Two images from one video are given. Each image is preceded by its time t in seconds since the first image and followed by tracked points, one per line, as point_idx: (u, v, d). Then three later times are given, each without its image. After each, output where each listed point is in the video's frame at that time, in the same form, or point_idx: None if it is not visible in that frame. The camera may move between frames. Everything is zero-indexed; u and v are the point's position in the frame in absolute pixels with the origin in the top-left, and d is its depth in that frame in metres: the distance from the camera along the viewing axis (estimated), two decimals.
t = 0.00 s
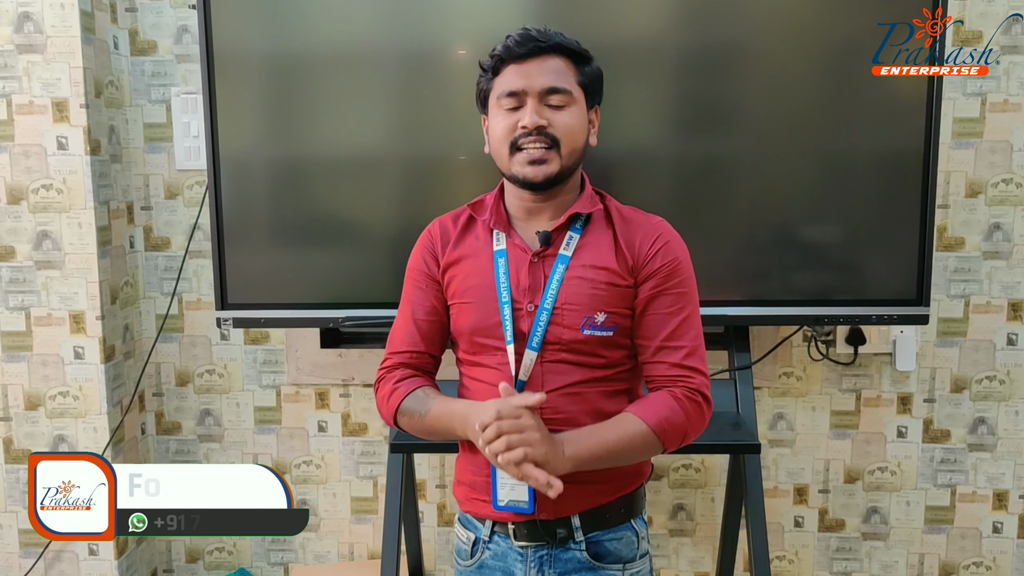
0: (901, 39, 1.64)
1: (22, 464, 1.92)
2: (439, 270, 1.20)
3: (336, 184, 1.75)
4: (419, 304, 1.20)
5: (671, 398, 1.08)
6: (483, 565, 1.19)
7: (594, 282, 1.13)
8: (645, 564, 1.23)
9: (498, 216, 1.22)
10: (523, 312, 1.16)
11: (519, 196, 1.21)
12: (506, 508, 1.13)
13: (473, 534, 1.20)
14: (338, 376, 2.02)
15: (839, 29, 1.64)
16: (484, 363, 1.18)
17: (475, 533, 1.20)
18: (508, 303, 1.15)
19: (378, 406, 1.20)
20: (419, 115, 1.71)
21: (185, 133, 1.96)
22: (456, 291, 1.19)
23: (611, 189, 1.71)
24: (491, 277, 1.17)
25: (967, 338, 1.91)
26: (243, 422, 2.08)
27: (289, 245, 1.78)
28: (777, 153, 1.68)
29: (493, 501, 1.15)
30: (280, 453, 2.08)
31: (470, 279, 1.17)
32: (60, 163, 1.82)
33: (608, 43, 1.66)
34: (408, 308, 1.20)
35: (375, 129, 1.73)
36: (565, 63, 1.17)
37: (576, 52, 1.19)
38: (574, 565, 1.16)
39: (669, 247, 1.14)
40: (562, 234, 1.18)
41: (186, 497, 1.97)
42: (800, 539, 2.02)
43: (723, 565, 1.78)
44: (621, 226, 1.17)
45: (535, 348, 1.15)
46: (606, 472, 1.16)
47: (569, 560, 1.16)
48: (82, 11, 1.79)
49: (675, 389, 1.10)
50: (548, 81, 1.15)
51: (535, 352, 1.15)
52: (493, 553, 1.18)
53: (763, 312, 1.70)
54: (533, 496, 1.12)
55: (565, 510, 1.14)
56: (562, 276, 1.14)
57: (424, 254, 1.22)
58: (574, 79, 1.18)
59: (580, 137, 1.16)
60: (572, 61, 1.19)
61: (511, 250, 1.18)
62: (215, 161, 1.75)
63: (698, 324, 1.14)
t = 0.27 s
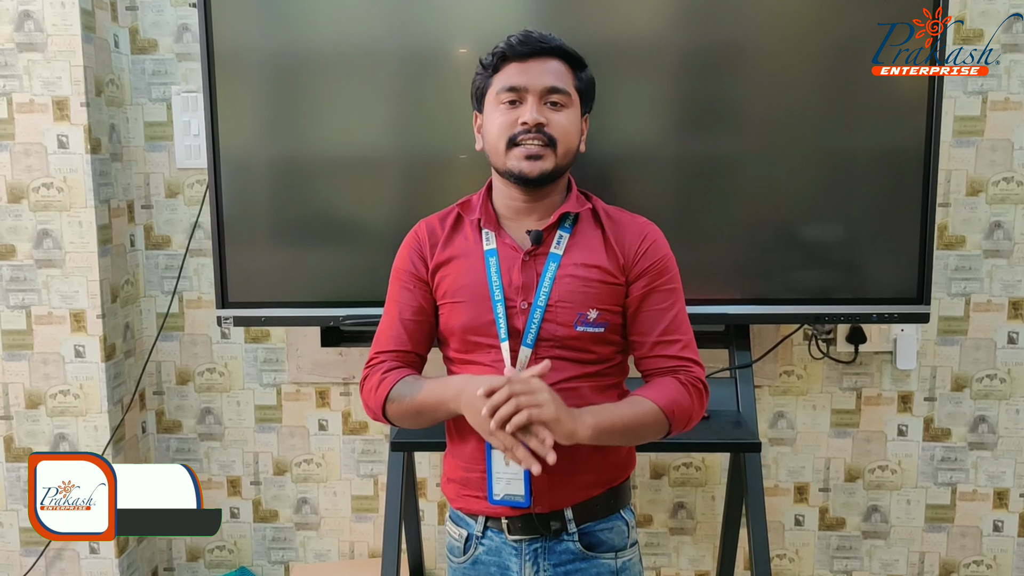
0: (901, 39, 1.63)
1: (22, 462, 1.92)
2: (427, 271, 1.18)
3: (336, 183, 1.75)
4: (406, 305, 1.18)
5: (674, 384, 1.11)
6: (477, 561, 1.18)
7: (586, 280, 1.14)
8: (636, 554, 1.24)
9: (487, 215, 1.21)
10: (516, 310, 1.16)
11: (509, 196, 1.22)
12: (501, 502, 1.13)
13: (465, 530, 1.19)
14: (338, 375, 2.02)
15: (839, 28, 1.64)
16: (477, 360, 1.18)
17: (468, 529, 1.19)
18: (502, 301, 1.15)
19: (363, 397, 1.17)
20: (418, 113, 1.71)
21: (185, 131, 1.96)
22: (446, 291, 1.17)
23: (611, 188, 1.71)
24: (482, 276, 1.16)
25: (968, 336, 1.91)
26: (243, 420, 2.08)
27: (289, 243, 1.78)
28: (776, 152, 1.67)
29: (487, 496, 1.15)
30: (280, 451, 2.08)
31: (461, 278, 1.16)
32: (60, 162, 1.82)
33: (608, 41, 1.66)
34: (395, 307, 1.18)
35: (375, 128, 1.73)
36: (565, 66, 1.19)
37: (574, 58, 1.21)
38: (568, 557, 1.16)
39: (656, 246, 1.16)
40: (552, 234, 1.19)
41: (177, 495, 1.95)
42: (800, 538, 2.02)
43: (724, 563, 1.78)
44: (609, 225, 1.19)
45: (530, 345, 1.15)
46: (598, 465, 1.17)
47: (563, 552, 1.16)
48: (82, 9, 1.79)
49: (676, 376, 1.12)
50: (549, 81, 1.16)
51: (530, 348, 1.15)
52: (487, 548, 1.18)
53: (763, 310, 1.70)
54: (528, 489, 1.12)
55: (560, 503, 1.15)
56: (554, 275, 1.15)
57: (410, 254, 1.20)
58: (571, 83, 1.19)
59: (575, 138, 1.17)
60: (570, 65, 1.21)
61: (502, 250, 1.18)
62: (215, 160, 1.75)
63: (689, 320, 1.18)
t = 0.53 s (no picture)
0: (901, 39, 1.63)
1: (22, 460, 1.92)
2: (426, 263, 1.18)
3: (335, 181, 1.75)
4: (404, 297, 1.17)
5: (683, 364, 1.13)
6: (477, 556, 1.18)
7: (585, 270, 1.15)
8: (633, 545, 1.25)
9: (486, 209, 1.21)
10: (517, 300, 1.16)
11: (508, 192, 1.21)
12: (503, 491, 1.13)
13: (465, 526, 1.18)
14: (338, 373, 2.02)
15: (839, 27, 1.64)
16: (477, 351, 1.17)
17: (468, 525, 1.18)
18: (502, 292, 1.16)
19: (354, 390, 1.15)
20: (418, 112, 1.71)
21: (185, 130, 1.96)
22: (445, 283, 1.17)
23: (611, 186, 1.71)
24: (483, 267, 1.16)
25: (968, 335, 1.91)
26: (243, 419, 2.08)
27: (289, 242, 1.78)
28: (776, 150, 1.67)
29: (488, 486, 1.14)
30: (280, 449, 2.08)
31: (461, 269, 1.16)
32: (60, 160, 1.82)
33: (609, 39, 1.66)
34: (390, 297, 1.16)
35: (375, 125, 1.72)
36: (574, 70, 1.20)
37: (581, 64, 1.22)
38: (568, 550, 1.17)
39: (651, 238, 1.20)
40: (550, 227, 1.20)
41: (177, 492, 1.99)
42: (800, 536, 2.02)
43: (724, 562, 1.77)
44: (605, 219, 1.21)
45: (532, 334, 1.15)
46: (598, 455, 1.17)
47: (563, 545, 1.16)
48: (82, 8, 1.78)
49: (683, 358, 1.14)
50: (562, 84, 1.16)
51: (532, 338, 1.15)
52: (487, 544, 1.18)
53: (763, 309, 1.69)
54: (531, 478, 1.12)
55: (560, 493, 1.15)
56: (553, 265, 1.16)
57: (408, 247, 1.19)
58: (579, 86, 1.20)
59: (582, 142, 1.19)
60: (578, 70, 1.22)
61: (501, 242, 1.19)
62: (215, 158, 1.75)
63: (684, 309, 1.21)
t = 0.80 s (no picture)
0: (901, 39, 1.63)
1: (23, 459, 1.93)
2: (428, 263, 1.19)
3: (336, 180, 1.75)
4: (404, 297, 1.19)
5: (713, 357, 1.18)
6: (483, 554, 1.18)
7: (589, 266, 1.16)
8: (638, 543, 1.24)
9: (488, 207, 1.21)
10: (521, 297, 1.16)
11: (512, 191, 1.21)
12: (509, 487, 1.14)
13: (471, 524, 1.19)
14: (338, 372, 2.01)
15: (839, 27, 1.63)
16: (479, 349, 1.17)
17: (473, 523, 1.19)
18: (506, 289, 1.15)
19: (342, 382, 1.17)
20: (418, 111, 1.71)
21: (185, 128, 1.96)
22: (447, 282, 1.18)
23: (612, 184, 1.71)
24: (486, 265, 1.16)
25: (968, 334, 1.91)
26: (243, 417, 2.08)
27: (289, 241, 1.78)
28: (776, 150, 1.67)
29: (494, 482, 1.15)
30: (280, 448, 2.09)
31: (464, 268, 1.17)
32: (60, 159, 1.82)
33: (609, 38, 1.66)
34: (389, 297, 1.19)
35: (376, 124, 1.72)
36: (579, 74, 1.19)
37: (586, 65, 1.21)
38: (573, 548, 1.16)
39: (659, 235, 1.21)
40: (553, 224, 1.19)
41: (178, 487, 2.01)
42: (800, 535, 2.02)
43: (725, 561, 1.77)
44: (610, 215, 1.21)
45: (536, 331, 1.15)
46: (602, 451, 1.16)
47: (569, 543, 1.16)
48: (81, 6, 1.78)
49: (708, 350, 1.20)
50: (566, 88, 1.16)
51: (536, 334, 1.15)
52: (493, 541, 1.17)
53: (763, 308, 1.69)
54: (536, 474, 1.12)
55: (565, 488, 1.14)
56: (557, 262, 1.16)
57: (409, 247, 1.21)
58: (583, 90, 1.19)
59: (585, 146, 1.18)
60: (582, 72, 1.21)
61: (504, 240, 1.18)
62: (215, 157, 1.75)
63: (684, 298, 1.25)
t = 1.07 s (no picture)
0: (901, 39, 1.63)
1: (23, 457, 1.93)
2: (434, 261, 1.19)
3: (336, 178, 1.75)
4: (409, 295, 1.20)
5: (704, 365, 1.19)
6: (489, 550, 1.18)
7: (595, 265, 1.16)
8: (644, 541, 1.24)
9: (495, 204, 1.21)
10: (527, 294, 1.16)
11: (518, 188, 1.21)
12: (513, 483, 1.13)
13: (478, 520, 1.19)
14: (337, 370, 2.01)
15: (840, 25, 1.63)
16: (486, 345, 1.17)
17: (480, 519, 1.19)
18: (512, 286, 1.15)
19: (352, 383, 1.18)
20: (418, 109, 1.71)
21: (184, 126, 1.95)
22: (454, 279, 1.18)
23: (612, 182, 1.71)
24: (492, 262, 1.16)
25: (968, 332, 1.91)
26: (243, 416, 2.08)
27: (289, 239, 1.78)
28: (777, 148, 1.67)
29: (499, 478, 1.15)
30: (279, 446, 2.09)
31: (471, 264, 1.17)
32: (60, 157, 1.82)
33: (610, 36, 1.66)
34: (397, 296, 1.19)
35: (376, 122, 1.72)
36: (578, 68, 1.19)
37: (584, 60, 1.21)
38: (579, 545, 1.16)
39: (665, 237, 1.21)
40: (560, 222, 1.19)
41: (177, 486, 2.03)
42: (800, 533, 2.02)
43: (725, 558, 1.77)
44: (618, 214, 1.20)
45: (542, 328, 1.15)
46: (607, 447, 1.16)
47: (574, 540, 1.16)
48: (81, 4, 1.78)
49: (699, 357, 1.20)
50: (566, 84, 1.16)
51: (542, 331, 1.14)
52: (499, 538, 1.17)
53: (764, 306, 1.69)
54: (541, 469, 1.12)
55: (569, 485, 1.14)
56: (563, 260, 1.16)
57: (416, 246, 1.21)
58: (583, 84, 1.19)
59: (589, 140, 1.18)
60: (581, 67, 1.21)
61: (511, 237, 1.18)
62: (215, 155, 1.75)
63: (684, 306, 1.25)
